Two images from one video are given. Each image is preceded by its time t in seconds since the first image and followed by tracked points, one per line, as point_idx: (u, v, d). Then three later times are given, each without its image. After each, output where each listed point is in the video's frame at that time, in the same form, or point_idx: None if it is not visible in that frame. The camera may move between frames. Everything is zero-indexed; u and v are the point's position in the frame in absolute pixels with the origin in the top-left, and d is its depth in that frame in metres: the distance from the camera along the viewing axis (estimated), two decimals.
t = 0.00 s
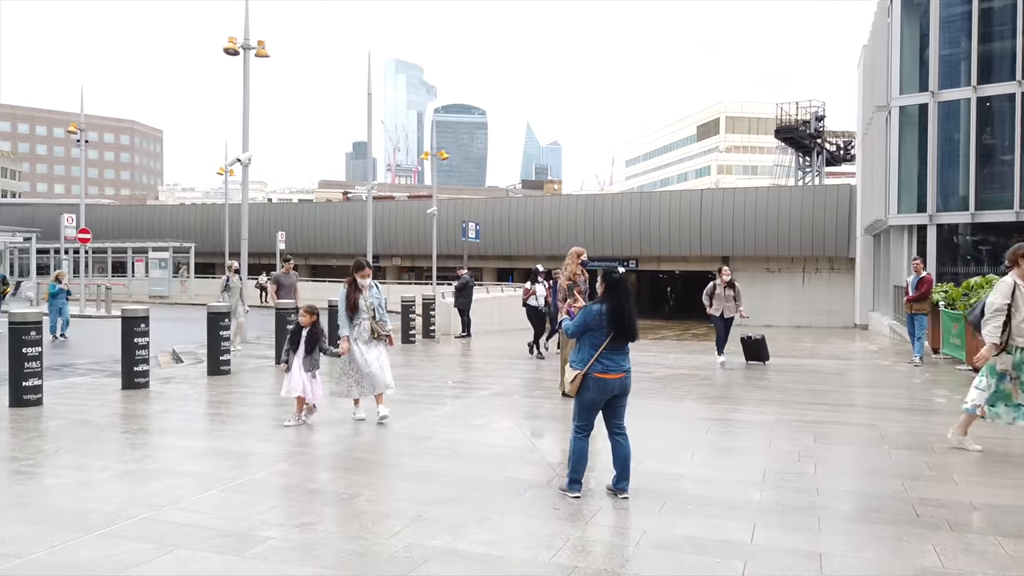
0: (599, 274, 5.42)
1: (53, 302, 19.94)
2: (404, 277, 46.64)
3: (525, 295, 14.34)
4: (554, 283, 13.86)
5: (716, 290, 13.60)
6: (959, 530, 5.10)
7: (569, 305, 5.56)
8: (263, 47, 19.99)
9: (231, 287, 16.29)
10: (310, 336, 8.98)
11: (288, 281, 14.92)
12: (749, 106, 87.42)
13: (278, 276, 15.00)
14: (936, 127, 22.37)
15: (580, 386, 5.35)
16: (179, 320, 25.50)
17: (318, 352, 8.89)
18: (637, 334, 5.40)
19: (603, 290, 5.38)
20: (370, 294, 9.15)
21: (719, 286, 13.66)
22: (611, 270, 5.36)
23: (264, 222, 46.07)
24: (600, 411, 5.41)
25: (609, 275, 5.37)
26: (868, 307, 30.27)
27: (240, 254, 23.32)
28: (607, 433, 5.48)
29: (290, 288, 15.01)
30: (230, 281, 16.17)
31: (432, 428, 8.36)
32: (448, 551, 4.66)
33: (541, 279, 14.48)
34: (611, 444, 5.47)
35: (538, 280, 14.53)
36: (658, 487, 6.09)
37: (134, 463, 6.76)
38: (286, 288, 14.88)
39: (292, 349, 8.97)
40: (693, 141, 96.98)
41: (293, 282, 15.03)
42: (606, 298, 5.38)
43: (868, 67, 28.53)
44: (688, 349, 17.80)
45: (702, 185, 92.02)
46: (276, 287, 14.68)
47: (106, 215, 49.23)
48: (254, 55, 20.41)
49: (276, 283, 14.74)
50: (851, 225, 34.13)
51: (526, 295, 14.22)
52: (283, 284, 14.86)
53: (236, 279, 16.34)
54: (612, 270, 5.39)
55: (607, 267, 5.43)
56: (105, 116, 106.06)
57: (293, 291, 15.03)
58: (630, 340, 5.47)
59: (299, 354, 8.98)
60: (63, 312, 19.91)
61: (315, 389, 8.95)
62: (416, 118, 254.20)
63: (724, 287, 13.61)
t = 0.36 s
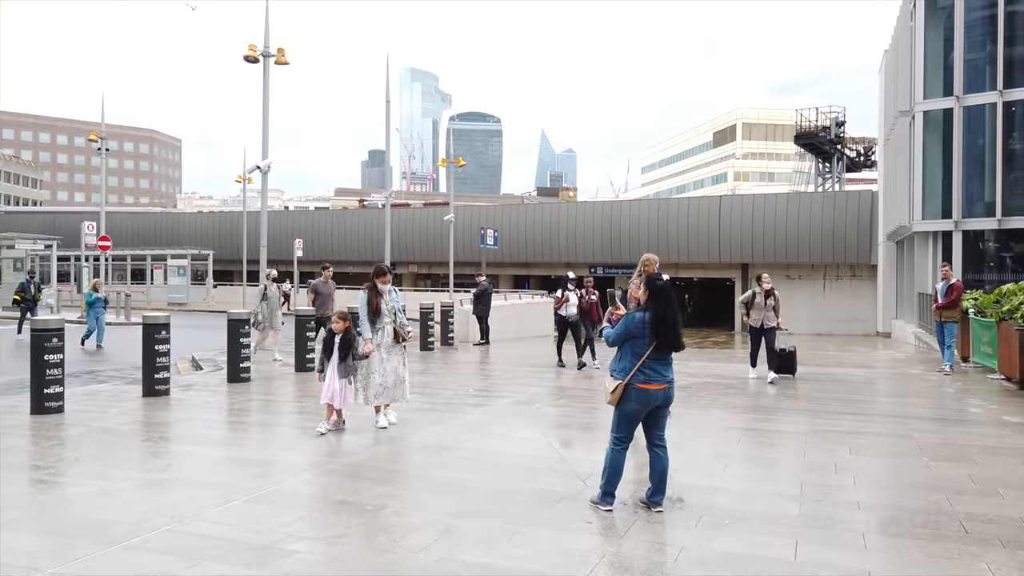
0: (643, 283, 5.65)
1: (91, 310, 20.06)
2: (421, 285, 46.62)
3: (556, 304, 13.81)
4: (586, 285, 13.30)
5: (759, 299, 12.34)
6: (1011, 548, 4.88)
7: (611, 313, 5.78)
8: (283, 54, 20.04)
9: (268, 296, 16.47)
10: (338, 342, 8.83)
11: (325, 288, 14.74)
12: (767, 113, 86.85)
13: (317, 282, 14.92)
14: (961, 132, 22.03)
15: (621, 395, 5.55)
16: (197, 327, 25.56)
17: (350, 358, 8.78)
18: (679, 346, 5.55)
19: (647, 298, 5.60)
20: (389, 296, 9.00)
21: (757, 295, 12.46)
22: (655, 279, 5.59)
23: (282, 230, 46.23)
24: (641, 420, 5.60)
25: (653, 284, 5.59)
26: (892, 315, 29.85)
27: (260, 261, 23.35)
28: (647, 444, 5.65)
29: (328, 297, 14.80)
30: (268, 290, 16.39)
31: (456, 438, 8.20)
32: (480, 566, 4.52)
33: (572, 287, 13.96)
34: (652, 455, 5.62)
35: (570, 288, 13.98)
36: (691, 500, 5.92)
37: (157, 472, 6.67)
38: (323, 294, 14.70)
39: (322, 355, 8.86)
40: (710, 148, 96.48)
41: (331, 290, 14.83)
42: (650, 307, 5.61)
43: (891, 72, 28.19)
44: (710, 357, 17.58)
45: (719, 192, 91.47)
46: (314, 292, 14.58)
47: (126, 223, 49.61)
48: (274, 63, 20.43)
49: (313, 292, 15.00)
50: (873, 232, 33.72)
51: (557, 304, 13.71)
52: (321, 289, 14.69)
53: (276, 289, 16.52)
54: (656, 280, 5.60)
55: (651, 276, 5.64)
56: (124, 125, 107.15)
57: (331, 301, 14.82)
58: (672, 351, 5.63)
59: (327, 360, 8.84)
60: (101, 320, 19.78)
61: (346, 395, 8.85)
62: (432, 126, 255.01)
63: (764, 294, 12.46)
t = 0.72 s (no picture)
0: (678, 283, 5.45)
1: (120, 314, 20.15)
2: (434, 288, 46.43)
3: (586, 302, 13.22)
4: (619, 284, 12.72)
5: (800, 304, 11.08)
6: None
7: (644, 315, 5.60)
8: (297, 56, 19.90)
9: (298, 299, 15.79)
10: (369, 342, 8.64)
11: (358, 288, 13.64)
12: (781, 115, 86.20)
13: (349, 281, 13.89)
14: (984, 132, 21.59)
15: (656, 399, 5.35)
16: (211, 330, 25.50)
17: (383, 359, 8.59)
18: (716, 348, 5.36)
19: (682, 299, 5.41)
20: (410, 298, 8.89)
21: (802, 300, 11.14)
22: (690, 279, 5.39)
23: (296, 233, 46.20)
24: (676, 426, 5.40)
25: (688, 284, 5.39)
26: (913, 318, 29.34)
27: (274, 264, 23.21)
28: (683, 451, 5.44)
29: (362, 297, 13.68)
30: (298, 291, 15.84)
31: (477, 443, 7.96)
32: None
33: (603, 287, 13.36)
34: (687, 464, 5.41)
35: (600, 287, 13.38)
36: (727, 511, 5.65)
37: (170, 479, 6.46)
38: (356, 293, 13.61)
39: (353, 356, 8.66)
40: (724, 150, 95.84)
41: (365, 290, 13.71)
42: (685, 307, 5.41)
43: (912, 71, 27.76)
44: (731, 360, 17.26)
45: (733, 194, 90.77)
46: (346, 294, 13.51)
47: (140, 227, 49.73)
48: (289, 65, 20.29)
49: (345, 291, 13.66)
50: (893, 234, 33.22)
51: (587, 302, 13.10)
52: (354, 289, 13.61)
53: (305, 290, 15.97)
54: (691, 279, 5.42)
55: (687, 276, 5.46)
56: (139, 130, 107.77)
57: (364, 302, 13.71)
58: (708, 355, 5.43)
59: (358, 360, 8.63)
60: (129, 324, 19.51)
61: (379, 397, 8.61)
62: (444, 130, 255.24)
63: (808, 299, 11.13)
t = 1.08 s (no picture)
0: (722, 274, 5.20)
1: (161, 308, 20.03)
2: (457, 281, 46.33)
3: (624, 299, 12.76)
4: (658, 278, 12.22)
5: (867, 296, 10.30)
6: None
7: (685, 306, 5.36)
8: (322, 48, 19.79)
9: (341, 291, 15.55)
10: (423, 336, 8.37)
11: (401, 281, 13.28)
12: (808, 106, 84.92)
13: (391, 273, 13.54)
14: None
15: (697, 395, 5.11)
16: (238, 323, 25.61)
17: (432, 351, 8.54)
18: (761, 343, 5.08)
19: (726, 290, 5.16)
20: (434, 288, 9.23)
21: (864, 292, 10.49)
22: (735, 270, 5.13)
23: (320, 227, 46.34)
24: (718, 423, 5.15)
25: (733, 275, 5.14)
26: (947, 312, 28.70)
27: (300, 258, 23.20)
28: (725, 449, 5.19)
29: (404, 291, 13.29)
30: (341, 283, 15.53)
31: (508, 438, 7.78)
32: None
33: (641, 282, 12.92)
34: (729, 463, 5.15)
35: (638, 282, 12.95)
36: (774, 513, 5.39)
37: (198, 473, 6.36)
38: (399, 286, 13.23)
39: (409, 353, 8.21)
40: (750, 142, 94.67)
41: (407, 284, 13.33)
42: (729, 300, 5.15)
43: (948, 59, 27.06)
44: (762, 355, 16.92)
45: (758, 187, 89.65)
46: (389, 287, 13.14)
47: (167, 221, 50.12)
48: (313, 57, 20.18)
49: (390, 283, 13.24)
50: (927, 226, 32.51)
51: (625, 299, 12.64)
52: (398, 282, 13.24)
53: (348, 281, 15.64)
54: (736, 270, 5.15)
55: (732, 265, 5.18)
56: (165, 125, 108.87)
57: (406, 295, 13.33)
58: (754, 349, 5.16)
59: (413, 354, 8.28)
60: (170, 316, 19.22)
61: (428, 390, 8.50)
62: (467, 124, 255.22)
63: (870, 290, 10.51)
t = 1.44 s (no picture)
0: (751, 264, 5.01)
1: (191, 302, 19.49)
2: (470, 276, 46.23)
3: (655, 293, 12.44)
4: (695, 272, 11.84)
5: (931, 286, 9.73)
6: None
7: (713, 298, 5.18)
8: (336, 40, 19.66)
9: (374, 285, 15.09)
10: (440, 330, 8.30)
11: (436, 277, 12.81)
12: (824, 100, 84.13)
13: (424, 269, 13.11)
14: None
15: (728, 389, 4.94)
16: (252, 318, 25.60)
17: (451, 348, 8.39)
18: (793, 336, 4.91)
19: (756, 282, 4.98)
20: (442, 284, 8.96)
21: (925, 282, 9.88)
22: (766, 260, 4.94)
23: (333, 222, 46.34)
24: (748, 419, 4.99)
25: (763, 266, 4.95)
26: (967, 308, 28.30)
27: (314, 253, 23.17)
28: (756, 445, 5.02)
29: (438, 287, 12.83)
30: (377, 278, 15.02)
31: (526, 433, 7.62)
32: None
33: (673, 276, 12.59)
34: (760, 458, 4.99)
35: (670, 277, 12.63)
36: (806, 510, 5.23)
37: (213, 467, 6.25)
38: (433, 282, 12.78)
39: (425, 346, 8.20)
40: (764, 137, 93.95)
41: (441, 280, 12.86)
42: (759, 292, 4.96)
43: (970, 51, 26.64)
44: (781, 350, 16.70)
45: (772, 182, 88.95)
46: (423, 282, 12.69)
47: (182, 216, 50.28)
48: (327, 49, 20.04)
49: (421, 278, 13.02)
50: (947, 221, 32.06)
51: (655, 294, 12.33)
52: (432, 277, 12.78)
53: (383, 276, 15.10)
54: (766, 260, 4.96)
55: (761, 255, 4.99)
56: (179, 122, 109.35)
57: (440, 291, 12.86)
58: (785, 342, 4.99)
59: (431, 349, 8.24)
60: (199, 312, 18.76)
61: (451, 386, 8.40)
62: (479, 119, 255.08)
63: (931, 284, 9.92)
